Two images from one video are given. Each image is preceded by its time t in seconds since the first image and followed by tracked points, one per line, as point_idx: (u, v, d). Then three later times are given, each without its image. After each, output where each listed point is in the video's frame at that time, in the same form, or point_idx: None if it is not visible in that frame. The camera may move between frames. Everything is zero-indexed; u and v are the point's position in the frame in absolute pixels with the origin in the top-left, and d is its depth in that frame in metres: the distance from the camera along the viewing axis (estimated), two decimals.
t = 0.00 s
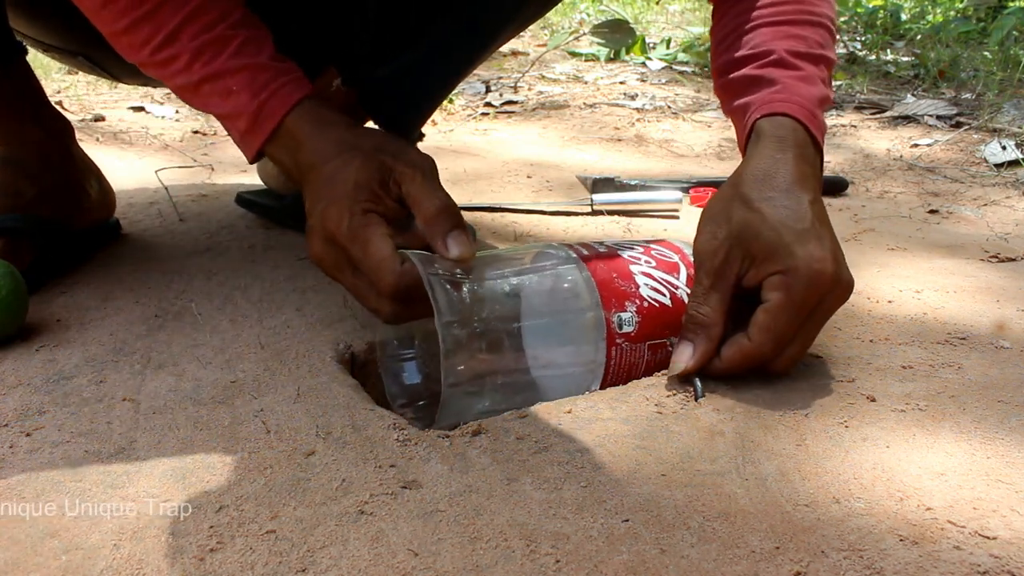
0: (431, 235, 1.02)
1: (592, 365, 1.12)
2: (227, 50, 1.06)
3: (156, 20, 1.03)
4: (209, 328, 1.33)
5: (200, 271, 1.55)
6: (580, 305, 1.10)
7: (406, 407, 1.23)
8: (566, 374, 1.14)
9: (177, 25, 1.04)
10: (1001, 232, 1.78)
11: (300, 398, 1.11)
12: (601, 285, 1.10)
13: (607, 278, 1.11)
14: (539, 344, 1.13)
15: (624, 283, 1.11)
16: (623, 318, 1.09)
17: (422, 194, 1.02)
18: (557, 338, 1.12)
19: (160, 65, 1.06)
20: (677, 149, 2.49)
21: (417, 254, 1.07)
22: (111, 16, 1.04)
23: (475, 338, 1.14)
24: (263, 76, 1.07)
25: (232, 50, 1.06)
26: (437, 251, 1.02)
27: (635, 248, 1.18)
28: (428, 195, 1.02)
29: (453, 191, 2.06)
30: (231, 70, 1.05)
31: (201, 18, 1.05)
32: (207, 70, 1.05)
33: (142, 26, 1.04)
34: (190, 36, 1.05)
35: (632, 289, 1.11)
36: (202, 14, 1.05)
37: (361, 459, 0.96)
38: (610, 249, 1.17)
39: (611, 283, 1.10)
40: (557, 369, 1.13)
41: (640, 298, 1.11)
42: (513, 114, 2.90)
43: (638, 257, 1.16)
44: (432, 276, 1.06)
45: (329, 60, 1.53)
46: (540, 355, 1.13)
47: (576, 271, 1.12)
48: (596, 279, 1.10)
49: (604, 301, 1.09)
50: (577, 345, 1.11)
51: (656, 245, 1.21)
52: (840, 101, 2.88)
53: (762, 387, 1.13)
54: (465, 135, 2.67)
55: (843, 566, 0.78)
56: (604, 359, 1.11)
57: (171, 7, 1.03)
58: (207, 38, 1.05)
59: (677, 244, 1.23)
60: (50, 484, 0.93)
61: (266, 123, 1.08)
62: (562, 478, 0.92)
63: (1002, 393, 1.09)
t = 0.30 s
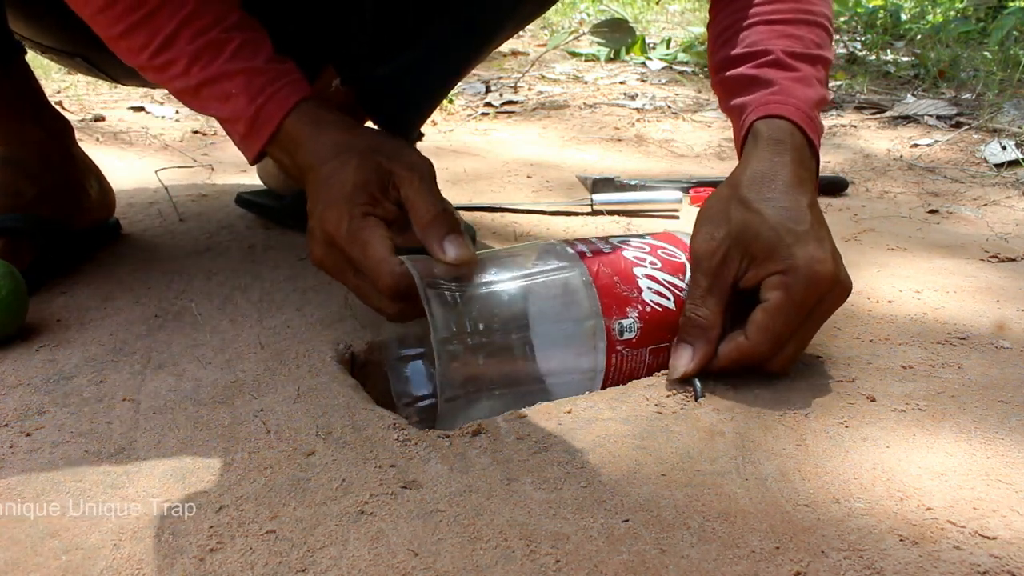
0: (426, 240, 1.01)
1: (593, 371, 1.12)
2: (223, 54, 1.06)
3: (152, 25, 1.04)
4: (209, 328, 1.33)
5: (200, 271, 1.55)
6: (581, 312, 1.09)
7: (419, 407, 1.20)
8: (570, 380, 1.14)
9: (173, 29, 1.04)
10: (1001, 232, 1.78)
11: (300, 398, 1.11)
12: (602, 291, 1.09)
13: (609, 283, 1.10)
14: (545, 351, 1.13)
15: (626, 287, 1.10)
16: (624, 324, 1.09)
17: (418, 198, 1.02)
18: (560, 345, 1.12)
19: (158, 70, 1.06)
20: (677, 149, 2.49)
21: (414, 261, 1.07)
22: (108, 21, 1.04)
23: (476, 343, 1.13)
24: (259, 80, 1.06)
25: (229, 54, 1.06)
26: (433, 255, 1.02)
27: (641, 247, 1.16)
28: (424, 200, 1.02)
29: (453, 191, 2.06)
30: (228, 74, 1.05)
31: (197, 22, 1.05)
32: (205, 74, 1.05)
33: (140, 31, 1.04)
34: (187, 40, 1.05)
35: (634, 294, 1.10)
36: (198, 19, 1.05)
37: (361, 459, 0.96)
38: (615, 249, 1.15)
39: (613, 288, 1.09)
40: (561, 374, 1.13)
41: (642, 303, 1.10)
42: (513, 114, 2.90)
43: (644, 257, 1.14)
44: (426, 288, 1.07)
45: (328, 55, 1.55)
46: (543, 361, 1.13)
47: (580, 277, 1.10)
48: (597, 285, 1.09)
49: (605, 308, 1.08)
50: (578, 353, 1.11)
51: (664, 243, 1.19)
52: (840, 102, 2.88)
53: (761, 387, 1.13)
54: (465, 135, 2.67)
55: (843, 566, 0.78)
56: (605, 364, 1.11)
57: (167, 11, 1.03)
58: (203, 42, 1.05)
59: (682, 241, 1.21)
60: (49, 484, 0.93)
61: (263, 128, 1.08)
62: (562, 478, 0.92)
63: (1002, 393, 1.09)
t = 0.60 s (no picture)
0: (415, 257, 1.04)
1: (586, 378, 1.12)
2: (213, 60, 1.06)
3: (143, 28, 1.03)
4: (209, 328, 1.33)
5: (199, 271, 1.55)
6: (570, 320, 1.08)
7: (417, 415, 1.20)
8: (564, 387, 1.13)
9: (163, 34, 1.04)
10: (1001, 232, 1.78)
11: (300, 398, 1.11)
12: (592, 299, 1.07)
13: (598, 289, 1.08)
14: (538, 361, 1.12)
15: (616, 293, 1.09)
16: (615, 330, 1.08)
17: (404, 215, 1.05)
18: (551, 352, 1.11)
19: (147, 73, 1.06)
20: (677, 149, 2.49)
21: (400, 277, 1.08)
22: (99, 23, 1.04)
23: (468, 356, 1.12)
24: (248, 86, 1.07)
25: (219, 59, 1.06)
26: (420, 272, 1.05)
27: (629, 252, 1.15)
28: (411, 216, 1.04)
29: (452, 191, 2.06)
30: (217, 81, 1.06)
31: (187, 27, 1.05)
32: (195, 79, 1.05)
33: (130, 34, 1.04)
34: (177, 45, 1.05)
35: (624, 299, 1.09)
36: (188, 23, 1.05)
37: (361, 459, 0.96)
38: (602, 256, 1.14)
39: (603, 294, 1.08)
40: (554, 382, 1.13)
41: (633, 308, 1.09)
42: (513, 114, 2.89)
43: (632, 263, 1.13)
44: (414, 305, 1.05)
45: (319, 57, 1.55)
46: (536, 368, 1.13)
47: (569, 285, 1.09)
48: (587, 293, 1.08)
49: (596, 314, 1.07)
50: (570, 359, 1.10)
51: (652, 247, 1.18)
52: (840, 102, 2.88)
53: (761, 387, 1.13)
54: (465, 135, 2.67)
55: (843, 566, 0.78)
56: (598, 370, 1.10)
57: (157, 16, 1.03)
58: (193, 47, 1.05)
59: (671, 244, 1.20)
60: (49, 484, 0.93)
61: (250, 135, 1.08)
62: (562, 478, 0.92)
63: (1002, 393, 1.09)
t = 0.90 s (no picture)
0: (418, 265, 1.05)
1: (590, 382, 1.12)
2: (213, 59, 1.06)
3: (143, 29, 1.03)
4: (209, 328, 1.33)
5: (199, 271, 1.55)
6: (573, 324, 1.09)
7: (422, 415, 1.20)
8: (569, 387, 1.13)
9: (163, 34, 1.04)
10: (1000, 232, 1.78)
11: (300, 398, 1.11)
12: (595, 301, 1.09)
13: (601, 292, 1.09)
14: (539, 368, 1.13)
15: (619, 296, 1.10)
16: (619, 333, 1.08)
17: (409, 219, 1.05)
18: (554, 358, 1.12)
19: (146, 74, 1.06)
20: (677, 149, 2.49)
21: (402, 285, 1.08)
22: (99, 24, 1.04)
23: (474, 360, 1.12)
24: (248, 84, 1.07)
25: (219, 58, 1.06)
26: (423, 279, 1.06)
27: (630, 255, 1.17)
28: (416, 222, 1.05)
29: (452, 191, 2.06)
30: (217, 79, 1.05)
31: (187, 26, 1.05)
32: (195, 79, 1.05)
33: (130, 34, 1.03)
34: (177, 45, 1.05)
35: (628, 301, 1.10)
36: (188, 23, 1.05)
37: (361, 459, 0.96)
38: (604, 259, 1.15)
39: (606, 297, 1.09)
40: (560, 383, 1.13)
41: (636, 311, 1.10)
42: (513, 114, 2.89)
43: (634, 265, 1.14)
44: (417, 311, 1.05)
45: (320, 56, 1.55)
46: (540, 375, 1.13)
47: (572, 290, 1.11)
48: (590, 295, 1.09)
49: (600, 318, 1.08)
50: (576, 365, 1.11)
51: (651, 248, 1.19)
52: (840, 102, 2.88)
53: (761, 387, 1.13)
54: (465, 135, 2.67)
55: (843, 566, 0.78)
56: (603, 373, 1.11)
57: (157, 15, 1.03)
58: (192, 47, 1.05)
59: (672, 244, 1.22)
60: (49, 484, 0.93)
61: (250, 132, 1.08)
62: (562, 478, 0.92)
63: (1002, 393, 1.09)
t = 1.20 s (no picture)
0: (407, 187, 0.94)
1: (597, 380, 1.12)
2: (245, 17, 1.04)
3: None
4: (209, 328, 1.33)
5: (200, 271, 1.55)
6: (580, 322, 1.08)
7: (442, 403, 1.22)
8: (574, 386, 1.13)
9: None
10: (1000, 232, 1.77)
11: (300, 398, 1.11)
12: (604, 297, 1.07)
13: (610, 288, 1.08)
14: (544, 368, 1.12)
15: (628, 291, 1.08)
16: (627, 329, 1.08)
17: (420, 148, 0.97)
18: (559, 359, 1.11)
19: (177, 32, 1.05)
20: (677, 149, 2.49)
21: (413, 284, 1.18)
22: None
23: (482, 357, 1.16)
24: (279, 41, 1.04)
25: (251, 17, 1.04)
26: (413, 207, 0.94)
27: (636, 251, 1.16)
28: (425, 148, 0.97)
29: (453, 191, 2.06)
30: (248, 34, 1.03)
31: None
32: (225, 34, 1.03)
33: None
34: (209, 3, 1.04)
35: (636, 297, 1.08)
36: None
37: (361, 459, 0.96)
38: (610, 255, 1.14)
39: (615, 293, 1.08)
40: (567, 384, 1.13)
41: (644, 307, 1.08)
42: (513, 114, 2.89)
43: (641, 262, 1.13)
44: (426, 303, 1.13)
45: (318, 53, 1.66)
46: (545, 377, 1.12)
47: (580, 287, 1.09)
48: (599, 291, 1.08)
49: (609, 314, 1.07)
50: (584, 364, 1.11)
51: (656, 245, 1.18)
52: (840, 101, 2.87)
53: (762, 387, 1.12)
54: (465, 135, 2.67)
55: (843, 566, 0.78)
56: (611, 371, 1.10)
57: None
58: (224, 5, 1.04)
59: (674, 242, 1.21)
60: (49, 484, 0.93)
61: (278, 88, 1.03)
62: (562, 478, 0.92)
63: (1002, 393, 1.09)
